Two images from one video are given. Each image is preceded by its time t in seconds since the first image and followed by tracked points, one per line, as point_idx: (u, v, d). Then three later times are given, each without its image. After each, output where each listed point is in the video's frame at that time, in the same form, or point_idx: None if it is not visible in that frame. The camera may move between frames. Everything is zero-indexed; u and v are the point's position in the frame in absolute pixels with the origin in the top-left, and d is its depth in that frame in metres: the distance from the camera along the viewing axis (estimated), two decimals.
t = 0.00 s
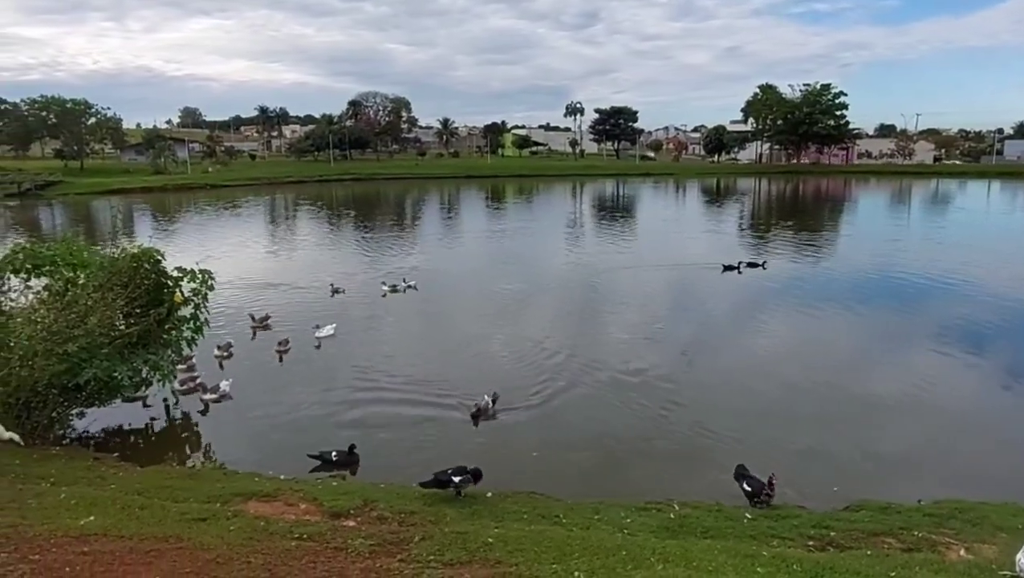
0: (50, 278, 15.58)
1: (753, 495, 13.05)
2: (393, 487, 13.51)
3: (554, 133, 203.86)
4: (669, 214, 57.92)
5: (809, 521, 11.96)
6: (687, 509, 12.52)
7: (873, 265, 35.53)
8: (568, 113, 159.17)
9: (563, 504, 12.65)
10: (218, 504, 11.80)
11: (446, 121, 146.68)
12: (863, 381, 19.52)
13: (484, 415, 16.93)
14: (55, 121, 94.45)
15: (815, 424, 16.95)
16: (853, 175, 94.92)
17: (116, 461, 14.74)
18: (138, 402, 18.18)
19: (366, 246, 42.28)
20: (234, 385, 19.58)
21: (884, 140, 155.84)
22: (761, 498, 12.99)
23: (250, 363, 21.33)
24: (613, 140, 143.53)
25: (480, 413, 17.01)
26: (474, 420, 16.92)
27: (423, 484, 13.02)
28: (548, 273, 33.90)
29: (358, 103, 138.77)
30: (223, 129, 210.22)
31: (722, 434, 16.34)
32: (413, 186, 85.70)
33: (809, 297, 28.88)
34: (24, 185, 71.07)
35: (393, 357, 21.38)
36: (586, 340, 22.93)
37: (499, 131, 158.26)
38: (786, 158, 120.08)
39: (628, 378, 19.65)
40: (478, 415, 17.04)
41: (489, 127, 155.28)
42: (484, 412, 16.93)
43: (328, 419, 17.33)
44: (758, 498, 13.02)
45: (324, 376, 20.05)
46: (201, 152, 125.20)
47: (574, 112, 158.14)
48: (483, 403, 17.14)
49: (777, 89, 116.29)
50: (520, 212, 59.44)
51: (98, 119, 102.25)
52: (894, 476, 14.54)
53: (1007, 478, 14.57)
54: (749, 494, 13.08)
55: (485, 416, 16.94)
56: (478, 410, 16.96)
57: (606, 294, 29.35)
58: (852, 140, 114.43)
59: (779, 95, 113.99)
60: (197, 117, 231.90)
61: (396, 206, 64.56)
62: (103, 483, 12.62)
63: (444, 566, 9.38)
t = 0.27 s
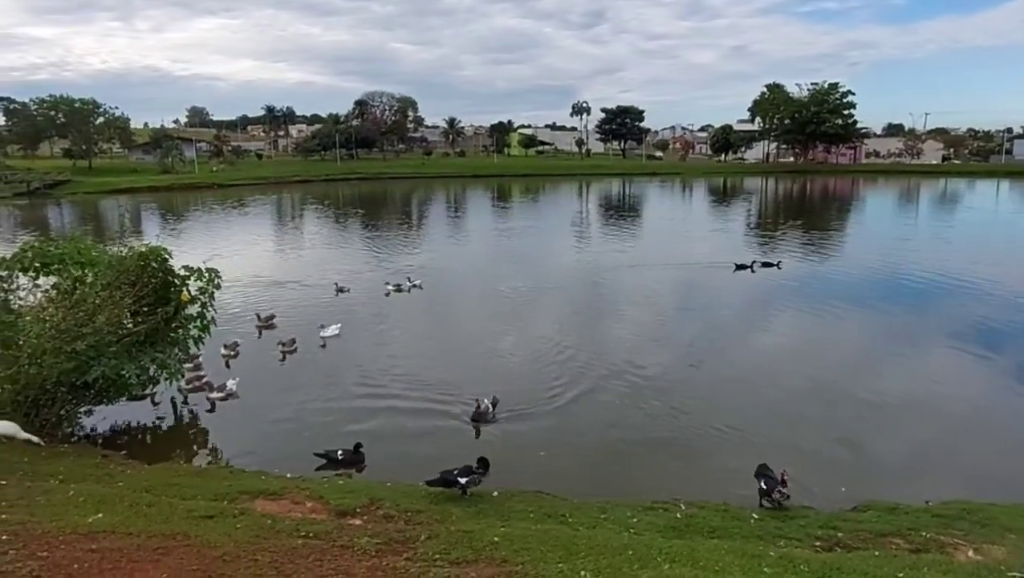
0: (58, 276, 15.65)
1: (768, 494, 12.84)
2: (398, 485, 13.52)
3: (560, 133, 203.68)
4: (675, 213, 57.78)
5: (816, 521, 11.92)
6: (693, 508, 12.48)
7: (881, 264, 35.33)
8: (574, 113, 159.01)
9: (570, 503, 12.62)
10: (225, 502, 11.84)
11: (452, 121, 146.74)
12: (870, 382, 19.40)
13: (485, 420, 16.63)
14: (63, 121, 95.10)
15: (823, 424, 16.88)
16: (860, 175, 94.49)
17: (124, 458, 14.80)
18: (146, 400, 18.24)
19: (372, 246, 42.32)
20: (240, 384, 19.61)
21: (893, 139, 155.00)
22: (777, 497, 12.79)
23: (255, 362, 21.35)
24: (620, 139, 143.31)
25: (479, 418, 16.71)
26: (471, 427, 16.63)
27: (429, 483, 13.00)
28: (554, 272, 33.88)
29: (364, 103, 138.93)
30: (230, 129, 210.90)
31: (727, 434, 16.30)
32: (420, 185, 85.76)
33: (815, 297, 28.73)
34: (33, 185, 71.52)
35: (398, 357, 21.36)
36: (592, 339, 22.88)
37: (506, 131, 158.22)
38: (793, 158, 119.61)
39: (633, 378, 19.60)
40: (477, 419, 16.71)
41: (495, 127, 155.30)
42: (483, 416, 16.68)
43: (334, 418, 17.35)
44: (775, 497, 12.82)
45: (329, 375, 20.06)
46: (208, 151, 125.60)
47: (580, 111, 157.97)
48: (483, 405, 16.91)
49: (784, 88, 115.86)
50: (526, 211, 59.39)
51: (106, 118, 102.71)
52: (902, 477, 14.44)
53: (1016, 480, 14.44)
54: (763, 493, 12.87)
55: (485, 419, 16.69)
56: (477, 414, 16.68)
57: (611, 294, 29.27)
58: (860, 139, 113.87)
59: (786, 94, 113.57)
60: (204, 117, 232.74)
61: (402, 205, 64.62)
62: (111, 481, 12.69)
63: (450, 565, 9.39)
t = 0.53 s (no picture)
0: (65, 274, 15.62)
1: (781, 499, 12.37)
2: (403, 484, 13.50)
3: (566, 132, 203.42)
4: (682, 213, 57.62)
5: (823, 522, 11.87)
6: (699, 508, 12.46)
7: (888, 264, 35.14)
8: (580, 112, 158.82)
9: (576, 503, 12.59)
10: (231, 500, 11.88)
11: (458, 120, 146.69)
12: (876, 383, 19.30)
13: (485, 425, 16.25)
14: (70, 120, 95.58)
15: (828, 425, 16.80)
16: (868, 175, 94.06)
17: (131, 456, 14.84)
18: (152, 398, 18.29)
19: (377, 245, 42.32)
20: (245, 383, 19.63)
21: (900, 139, 154.17)
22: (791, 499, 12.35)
23: (260, 361, 21.35)
24: (626, 138, 143.06)
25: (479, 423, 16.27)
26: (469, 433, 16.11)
27: (435, 482, 12.99)
28: (560, 272, 33.82)
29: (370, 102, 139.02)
30: (237, 129, 211.49)
31: (732, 434, 16.25)
32: (425, 185, 85.77)
33: (822, 297, 28.61)
34: (40, 184, 71.84)
35: (403, 356, 21.33)
36: (597, 339, 22.82)
37: (511, 130, 158.12)
38: (799, 157, 119.17)
39: (639, 377, 19.54)
40: (477, 425, 16.21)
41: (501, 126, 155.24)
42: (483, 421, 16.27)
43: (339, 417, 17.35)
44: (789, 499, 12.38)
45: (335, 375, 20.07)
46: (215, 151, 125.94)
47: (586, 110, 157.73)
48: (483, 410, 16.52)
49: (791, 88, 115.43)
50: (531, 211, 59.32)
51: (113, 118, 103.08)
52: (909, 479, 14.37)
53: None
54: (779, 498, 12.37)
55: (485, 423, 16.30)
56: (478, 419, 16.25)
57: (617, 294, 29.21)
58: (867, 139, 113.36)
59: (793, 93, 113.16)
60: (211, 117, 233.42)
61: (407, 204, 64.62)
62: (118, 478, 12.73)
63: (455, 563, 9.39)
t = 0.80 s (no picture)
0: (72, 273, 15.72)
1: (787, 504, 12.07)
2: (407, 484, 13.50)
3: (571, 131, 203.22)
4: (686, 212, 57.52)
5: (827, 522, 11.84)
6: (703, 508, 12.44)
7: (894, 264, 34.99)
8: (585, 112, 158.67)
9: (580, 503, 12.58)
10: (236, 498, 11.91)
11: (462, 119, 146.68)
12: (882, 383, 19.22)
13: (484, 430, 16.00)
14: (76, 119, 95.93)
15: (833, 425, 16.74)
16: (873, 174, 93.77)
17: (136, 455, 14.88)
18: (158, 397, 18.34)
19: (381, 244, 42.34)
20: (249, 382, 19.64)
21: (906, 138, 153.56)
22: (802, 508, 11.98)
23: (264, 361, 21.36)
24: (630, 138, 142.90)
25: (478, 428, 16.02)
26: (468, 438, 15.98)
27: (439, 481, 12.98)
28: (564, 271, 33.79)
29: (375, 101, 139.13)
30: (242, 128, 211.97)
31: (737, 435, 16.21)
32: (430, 184, 85.77)
33: (827, 297, 28.50)
34: (46, 183, 72.09)
35: (407, 356, 21.33)
36: (601, 339, 22.79)
37: (516, 129, 158.06)
38: (805, 156, 118.82)
39: (643, 377, 19.51)
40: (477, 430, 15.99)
41: (506, 125, 155.20)
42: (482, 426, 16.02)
43: (343, 417, 17.36)
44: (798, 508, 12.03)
45: (339, 374, 20.07)
46: (220, 150, 126.24)
47: (591, 110, 157.62)
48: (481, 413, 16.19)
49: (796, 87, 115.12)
50: (536, 210, 59.28)
51: (119, 117, 103.37)
52: (914, 479, 14.31)
53: None
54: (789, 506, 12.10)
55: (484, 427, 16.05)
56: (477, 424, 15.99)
57: (621, 293, 29.16)
58: (873, 138, 112.97)
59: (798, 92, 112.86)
60: (216, 116, 234.02)
61: (412, 204, 64.62)
62: (123, 477, 12.78)
63: (459, 563, 9.39)
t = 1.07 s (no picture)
0: (78, 272, 15.63)
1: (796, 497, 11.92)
2: (412, 482, 13.53)
3: (576, 130, 203.03)
4: (691, 211, 57.41)
5: (832, 522, 11.82)
6: (708, 508, 12.43)
7: (900, 264, 34.84)
8: (590, 110, 158.48)
9: (584, 502, 12.58)
10: (241, 497, 11.94)
11: (467, 118, 146.60)
12: (887, 383, 19.16)
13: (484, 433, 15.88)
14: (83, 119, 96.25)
15: (838, 425, 16.70)
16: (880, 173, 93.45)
17: (142, 453, 14.94)
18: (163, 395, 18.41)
19: (386, 243, 42.40)
20: (254, 380, 19.71)
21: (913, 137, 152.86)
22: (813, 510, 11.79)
23: (269, 359, 21.43)
24: (635, 136, 142.68)
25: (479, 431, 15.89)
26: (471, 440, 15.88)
27: (444, 480, 13.01)
28: (569, 270, 33.77)
29: (380, 100, 139.21)
30: (248, 127, 212.49)
31: (741, 434, 16.19)
32: (435, 183, 85.78)
33: (833, 296, 28.41)
34: (53, 182, 72.35)
35: (411, 355, 21.37)
36: (605, 338, 22.79)
37: (521, 128, 157.96)
38: (810, 155, 118.45)
39: (647, 376, 19.50)
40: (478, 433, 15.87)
41: (510, 124, 155.09)
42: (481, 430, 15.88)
43: (348, 415, 17.41)
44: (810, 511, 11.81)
45: (343, 373, 20.12)
46: (226, 149, 126.52)
47: (596, 108, 157.42)
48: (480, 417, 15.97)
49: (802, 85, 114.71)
50: (540, 209, 59.27)
51: (125, 116, 103.68)
52: (919, 479, 14.28)
53: None
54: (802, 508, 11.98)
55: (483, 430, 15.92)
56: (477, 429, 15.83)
57: (625, 292, 29.15)
58: (879, 137, 112.54)
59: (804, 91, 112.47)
60: (222, 115, 234.61)
61: (417, 203, 64.65)
62: (129, 475, 12.83)
63: (464, 562, 9.40)
